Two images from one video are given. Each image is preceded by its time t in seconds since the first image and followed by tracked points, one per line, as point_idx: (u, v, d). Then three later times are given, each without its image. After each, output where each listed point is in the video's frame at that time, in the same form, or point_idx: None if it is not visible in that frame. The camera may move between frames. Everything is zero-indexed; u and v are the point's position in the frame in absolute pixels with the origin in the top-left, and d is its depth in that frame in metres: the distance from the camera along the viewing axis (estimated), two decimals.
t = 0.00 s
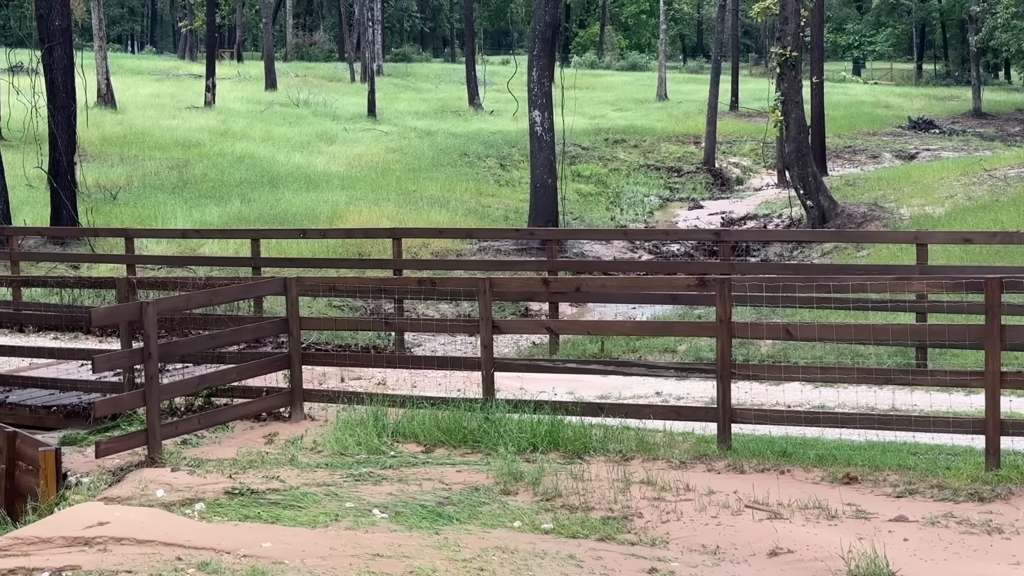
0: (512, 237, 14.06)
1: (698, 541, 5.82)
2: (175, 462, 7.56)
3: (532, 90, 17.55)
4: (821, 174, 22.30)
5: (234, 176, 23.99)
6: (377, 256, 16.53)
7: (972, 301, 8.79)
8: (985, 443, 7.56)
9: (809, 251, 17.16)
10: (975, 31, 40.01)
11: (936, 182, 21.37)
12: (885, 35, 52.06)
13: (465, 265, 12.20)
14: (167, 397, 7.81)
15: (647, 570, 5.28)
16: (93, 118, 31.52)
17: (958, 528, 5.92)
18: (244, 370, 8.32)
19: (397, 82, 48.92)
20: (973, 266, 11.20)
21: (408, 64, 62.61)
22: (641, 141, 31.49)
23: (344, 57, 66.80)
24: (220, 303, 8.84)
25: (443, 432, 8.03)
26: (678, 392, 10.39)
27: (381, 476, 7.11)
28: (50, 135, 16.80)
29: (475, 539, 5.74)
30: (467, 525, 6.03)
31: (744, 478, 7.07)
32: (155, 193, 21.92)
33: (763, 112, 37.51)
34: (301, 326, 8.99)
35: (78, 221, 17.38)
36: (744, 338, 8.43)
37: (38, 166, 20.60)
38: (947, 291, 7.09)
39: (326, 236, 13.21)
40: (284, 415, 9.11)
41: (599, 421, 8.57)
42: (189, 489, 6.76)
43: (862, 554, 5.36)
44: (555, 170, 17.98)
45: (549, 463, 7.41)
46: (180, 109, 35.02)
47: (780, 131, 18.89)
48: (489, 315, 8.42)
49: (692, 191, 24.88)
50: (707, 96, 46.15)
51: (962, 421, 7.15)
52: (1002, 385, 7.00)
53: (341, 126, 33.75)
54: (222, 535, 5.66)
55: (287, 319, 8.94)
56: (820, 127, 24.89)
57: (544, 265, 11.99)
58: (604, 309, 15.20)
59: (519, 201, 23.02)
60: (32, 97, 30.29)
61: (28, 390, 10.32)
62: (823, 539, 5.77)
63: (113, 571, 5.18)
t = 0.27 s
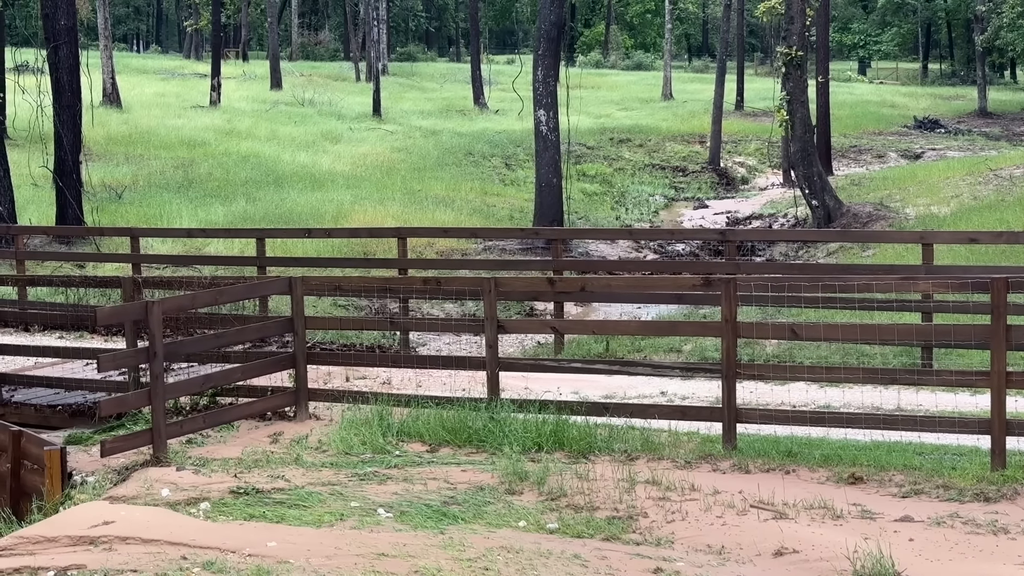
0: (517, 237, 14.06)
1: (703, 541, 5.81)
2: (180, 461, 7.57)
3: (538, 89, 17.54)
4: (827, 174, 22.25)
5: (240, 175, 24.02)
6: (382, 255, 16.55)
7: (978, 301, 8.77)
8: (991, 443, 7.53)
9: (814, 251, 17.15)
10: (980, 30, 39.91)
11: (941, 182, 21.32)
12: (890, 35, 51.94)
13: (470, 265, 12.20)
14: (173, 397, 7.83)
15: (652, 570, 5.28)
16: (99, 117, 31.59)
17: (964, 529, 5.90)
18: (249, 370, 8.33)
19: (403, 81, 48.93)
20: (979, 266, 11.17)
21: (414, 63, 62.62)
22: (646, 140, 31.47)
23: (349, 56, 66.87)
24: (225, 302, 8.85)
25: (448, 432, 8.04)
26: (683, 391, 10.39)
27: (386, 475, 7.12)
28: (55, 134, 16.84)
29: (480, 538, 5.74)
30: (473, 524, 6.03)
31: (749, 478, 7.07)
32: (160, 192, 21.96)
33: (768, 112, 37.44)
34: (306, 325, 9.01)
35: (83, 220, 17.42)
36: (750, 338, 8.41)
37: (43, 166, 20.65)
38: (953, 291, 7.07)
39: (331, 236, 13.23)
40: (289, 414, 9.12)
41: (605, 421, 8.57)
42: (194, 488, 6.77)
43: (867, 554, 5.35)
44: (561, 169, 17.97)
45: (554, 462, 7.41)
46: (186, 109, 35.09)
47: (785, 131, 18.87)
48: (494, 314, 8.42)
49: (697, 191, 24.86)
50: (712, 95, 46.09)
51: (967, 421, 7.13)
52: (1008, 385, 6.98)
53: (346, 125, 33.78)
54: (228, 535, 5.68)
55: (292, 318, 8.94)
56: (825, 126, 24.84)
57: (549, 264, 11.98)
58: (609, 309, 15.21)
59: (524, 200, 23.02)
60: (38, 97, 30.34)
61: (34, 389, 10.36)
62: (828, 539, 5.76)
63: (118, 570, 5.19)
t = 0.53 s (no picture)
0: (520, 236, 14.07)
1: (706, 540, 5.82)
2: (184, 461, 7.58)
3: (541, 88, 17.53)
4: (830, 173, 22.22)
5: (243, 174, 24.03)
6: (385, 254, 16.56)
7: (981, 300, 8.75)
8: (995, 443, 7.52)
9: (817, 250, 17.14)
10: (984, 29, 39.83)
11: (945, 181, 21.29)
12: (894, 34, 51.85)
13: (473, 263, 12.21)
14: (176, 395, 7.84)
15: (656, 569, 5.28)
16: (103, 116, 31.63)
17: (967, 528, 5.90)
18: (252, 368, 8.33)
19: (406, 80, 48.92)
20: (983, 264, 11.15)
21: (417, 62, 62.60)
22: (649, 139, 31.44)
23: (352, 55, 66.88)
24: (229, 301, 8.86)
25: (451, 431, 8.04)
26: (687, 391, 10.39)
27: (389, 474, 7.12)
28: (59, 133, 16.87)
29: (483, 537, 5.74)
30: (476, 523, 6.04)
31: (752, 477, 7.07)
32: (164, 191, 21.98)
33: (771, 111, 37.41)
34: (310, 324, 9.01)
35: (86, 218, 17.44)
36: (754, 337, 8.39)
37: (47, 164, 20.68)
38: (957, 290, 7.06)
39: (334, 234, 13.23)
40: (293, 413, 9.13)
41: (608, 420, 8.57)
42: (198, 487, 6.79)
43: (871, 553, 5.35)
44: (564, 168, 17.95)
45: (558, 461, 7.42)
46: (189, 107, 35.11)
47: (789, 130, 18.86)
48: (497, 313, 8.42)
49: (701, 190, 24.82)
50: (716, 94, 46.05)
51: (971, 420, 7.12)
52: (1012, 384, 6.97)
53: (350, 124, 33.81)
54: (231, 534, 5.69)
55: (296, 317, 8.94)
56: (829, 125, 24.81)
57: (553, 263, 11.98)
58: (612, 308, 15.21)
59: (527, 199, 23.00)
60: (42, 95, 30.38)
61: (37, 388, 10.37)
62: (830, 538, 5.76)
63: (121, 569, 5.20)
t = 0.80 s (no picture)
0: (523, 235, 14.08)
1: (709, 539, 5.82)
2: (187, 459, 7.60)
3: (545, 87, 17.52)
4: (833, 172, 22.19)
5: (246, 173, 24.05)
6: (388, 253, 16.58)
7: (984, 299, 8.75)
8: (999, 442, 7.51)
9: (821, 249, 17.13)
10: (988, 28, 39.73)
11: (949, 180, 21.26)
12: (897, 33, 51.76)
13: (476, 262, 12.22)
14: (179, 394, 7.85)
15: (658, 568, 5.28)
16: (106, 115, 31.68)
17: (970, 527, 5.89)
18: (255, 367, 8.34)
19: (410, 79, 48.95)
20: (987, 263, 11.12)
21: (420, 61, 62.62)
22: (652, 138, 31.42)
23: (355, 54, 66.92)
24: (232, 300, 8.88)
25: (454, 430, 8.04)
26: (690, 389, 10.38)
27: (392, 473, 7.13)
28: (63, 131, 16.90)
29: (486, 536, 5.75)
30: (478, 522, 6.05)
31: (755, 476, 7.07)
32: (168, 190, 22.01)
33: (774, 110, 37.37)
34: (313, 323, 9.03)
35: (89, 217, 17.47)
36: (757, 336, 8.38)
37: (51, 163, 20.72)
38: (960, 289, 7.06)
39: (337, 233, 13.23)
40: (296, 412, 9.15)
41: (611, 419, 8.56)
42: (200, 485, 6.80)
43: (874, 553, 5.34)
44: (567, 167, 17.94)
45: (560, 460, 7.42)
46: (193, 106, 35.15)
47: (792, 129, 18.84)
48: (500, 312, 8.42)
49: (704, 189, 24.80)
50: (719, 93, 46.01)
51: (974, 419, 7.12)
52: (1015, 383, 6.96)
53: (353, 123, 33.82)
54: (234, 532, 5.70)
55: (298, 316, 8.95)
56: (832, 124, 24.79)
57: (555, 262, 11.98)
58: (615, 307, 15.22)
59: (531, 198, 23.00)
60: (45, 94, 30.43)
61: (41, 387, 10.41)
62: (833, 537, 5.76)
63: (124, 567, 5.21)
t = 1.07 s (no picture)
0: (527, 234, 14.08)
1: (712, 539, 5.82)
2: (190, 458, 7.61)
3: (548, 86, 17.51)
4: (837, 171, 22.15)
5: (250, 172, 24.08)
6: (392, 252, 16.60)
7: (989, 299, 8.74)
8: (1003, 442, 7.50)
9: (824, 248, 17.11)
10: (992, 27, 39.68)
11: (952, 179, 21.22)
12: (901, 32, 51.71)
13: (480, 261, 12.22)
14: (183, 393, 7.86)
15: (662, 567, 5.28)
16: (110, 114, 31.71)
17: (974, 527, 5.89)
18: (259, 366, 8.35)
19: (413, 78, 48.97)
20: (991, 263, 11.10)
21: (423, 60, 62.63)
22: (656, 137, 31.41)
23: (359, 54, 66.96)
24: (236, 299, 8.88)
25: (457, 429, 8.04)
26: (693, 389, 10.39)
27: (396, 472, 7.14)
28: (67, 130, 16.91)
29: (489, 535, 5.75)
30: (481, 521, 6.06)
31: (758, 475, 7.06)
32: (171, 189, 22.00)
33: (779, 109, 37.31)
34: (317, 322, 9.04)
35: (93, 216, 17.49)
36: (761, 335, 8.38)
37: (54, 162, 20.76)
38: (964, 289, 7.05)
39: (340, 232, 13.22)
40: (299, 411, 9.16)
41: (614, 418, 8.55)
42: (204, 484, 6.81)
43: (877, 552, 5.33)
44: (571, 166, 17.93)
45: (563, 460, 7.42)
46: (196, 105, 35.20)
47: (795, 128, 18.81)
48: (504, 311, 8.42)
49: (708, 188, 24.78)
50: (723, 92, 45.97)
51: (978, 419, 7.10)
52: (1020, 382, 6.94)
53: (357, 122, 33.82)
54: (238, 531, 5.71)
55: (302, 315, 8.96)
56: (836, 124, 24.74)
57: (558, 262, 11.98)
58: (619, 307, 15.23)
59: (534, 197, 22.99)
60: (49, 93, 30.49)
61: (44, 386, 10.44)
62: (836, 536, 5.76)
63: (127, 566, 5.22)
